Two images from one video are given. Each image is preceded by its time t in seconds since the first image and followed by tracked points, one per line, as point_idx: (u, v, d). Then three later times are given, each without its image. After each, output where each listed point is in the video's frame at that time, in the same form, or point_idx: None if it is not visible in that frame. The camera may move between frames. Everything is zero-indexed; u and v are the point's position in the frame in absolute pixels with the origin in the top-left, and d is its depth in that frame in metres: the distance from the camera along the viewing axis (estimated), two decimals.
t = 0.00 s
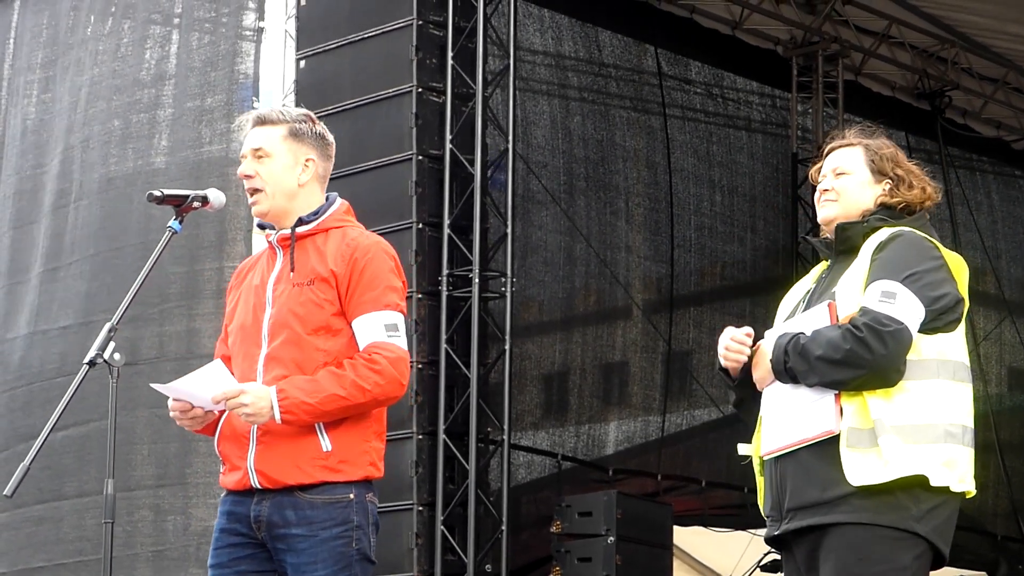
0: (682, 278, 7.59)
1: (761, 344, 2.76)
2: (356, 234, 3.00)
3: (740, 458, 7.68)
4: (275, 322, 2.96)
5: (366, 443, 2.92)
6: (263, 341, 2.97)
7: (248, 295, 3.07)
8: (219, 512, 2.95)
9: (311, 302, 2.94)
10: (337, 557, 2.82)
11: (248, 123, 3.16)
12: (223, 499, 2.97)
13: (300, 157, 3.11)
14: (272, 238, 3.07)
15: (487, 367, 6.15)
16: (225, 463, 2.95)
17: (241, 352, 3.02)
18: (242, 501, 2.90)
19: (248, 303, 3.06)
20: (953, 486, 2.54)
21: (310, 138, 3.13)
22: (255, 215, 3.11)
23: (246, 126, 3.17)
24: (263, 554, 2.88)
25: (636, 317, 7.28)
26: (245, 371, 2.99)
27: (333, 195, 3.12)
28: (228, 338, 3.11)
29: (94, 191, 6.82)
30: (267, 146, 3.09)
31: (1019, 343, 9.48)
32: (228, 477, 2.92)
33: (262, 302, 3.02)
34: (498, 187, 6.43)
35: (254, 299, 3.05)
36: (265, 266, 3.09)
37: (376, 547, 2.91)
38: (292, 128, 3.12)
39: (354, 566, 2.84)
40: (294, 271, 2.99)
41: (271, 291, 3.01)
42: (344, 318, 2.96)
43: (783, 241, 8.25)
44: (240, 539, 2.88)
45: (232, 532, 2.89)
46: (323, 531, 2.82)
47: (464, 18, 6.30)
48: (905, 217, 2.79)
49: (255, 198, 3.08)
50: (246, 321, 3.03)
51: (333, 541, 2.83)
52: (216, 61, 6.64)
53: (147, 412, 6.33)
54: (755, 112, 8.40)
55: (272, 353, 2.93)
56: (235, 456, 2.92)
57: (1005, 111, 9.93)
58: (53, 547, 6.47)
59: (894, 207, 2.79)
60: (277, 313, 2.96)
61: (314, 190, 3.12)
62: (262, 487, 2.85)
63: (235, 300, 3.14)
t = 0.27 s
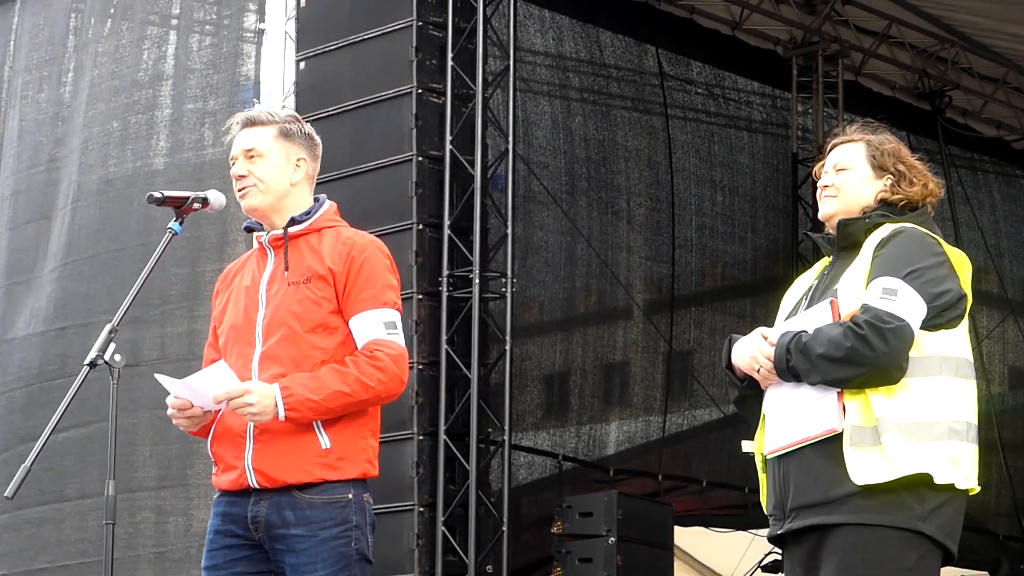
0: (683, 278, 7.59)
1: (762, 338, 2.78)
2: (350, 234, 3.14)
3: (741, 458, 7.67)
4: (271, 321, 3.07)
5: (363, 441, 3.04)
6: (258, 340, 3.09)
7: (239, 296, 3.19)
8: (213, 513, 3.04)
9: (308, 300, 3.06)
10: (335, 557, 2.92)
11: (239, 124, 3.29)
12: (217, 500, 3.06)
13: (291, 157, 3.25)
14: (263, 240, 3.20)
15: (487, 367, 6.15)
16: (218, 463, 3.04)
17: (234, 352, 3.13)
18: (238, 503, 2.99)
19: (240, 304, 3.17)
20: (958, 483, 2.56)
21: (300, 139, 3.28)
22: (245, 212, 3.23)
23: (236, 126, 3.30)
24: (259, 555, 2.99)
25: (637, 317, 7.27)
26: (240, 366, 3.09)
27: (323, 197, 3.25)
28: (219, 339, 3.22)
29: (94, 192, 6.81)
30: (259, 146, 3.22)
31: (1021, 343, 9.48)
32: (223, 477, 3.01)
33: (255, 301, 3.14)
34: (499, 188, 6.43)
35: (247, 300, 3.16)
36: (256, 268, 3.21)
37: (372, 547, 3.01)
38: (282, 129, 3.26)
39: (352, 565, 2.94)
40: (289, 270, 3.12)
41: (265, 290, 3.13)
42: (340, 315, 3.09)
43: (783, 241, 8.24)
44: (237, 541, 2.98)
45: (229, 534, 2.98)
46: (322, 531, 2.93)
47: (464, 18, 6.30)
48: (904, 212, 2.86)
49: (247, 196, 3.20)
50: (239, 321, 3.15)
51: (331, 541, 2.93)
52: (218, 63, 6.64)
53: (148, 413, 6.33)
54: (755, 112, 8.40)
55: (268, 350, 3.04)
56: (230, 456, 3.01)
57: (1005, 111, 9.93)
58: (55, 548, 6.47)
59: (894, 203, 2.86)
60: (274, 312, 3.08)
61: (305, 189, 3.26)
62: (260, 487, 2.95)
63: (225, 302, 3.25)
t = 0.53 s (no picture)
0: (684, 278, 7.59)
1: (771, 330, 2.77)
2: (345, 234, 3.15)
3: (743, 458, 7.68)
4: (267, 319, 3.07)
5: (357, 437, 3.06)
6: (253, 338, 3.08)
7: (230, 295, 3.18)
8: (203, 513, 3.03)
9: (306, 298, 3.07)
10: (330, 553, 2.93)
11: (235, 123, 3.29)
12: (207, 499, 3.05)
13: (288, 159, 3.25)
14: (256, 240, 3.19)
15: (487, 367, 6.14)
16: (211, 460, 3.03)
17: (227, 350, 3.12)
18: (230, 500, 2.99)
19: (233, 302, 3.16)
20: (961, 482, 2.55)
21: (296, 140, 3.29)
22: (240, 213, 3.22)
23: (232, 125, 3.30)
24: (251, 553, 2.98)
25: (638, 317, 7.27)
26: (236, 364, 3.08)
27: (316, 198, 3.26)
28: (209, 337, 3.20)
29: (94, 192, 6.81)
30: (257, 147, 3.22)
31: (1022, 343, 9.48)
32: (214, 475, 3.01)
33: (249, 301, 3.13)
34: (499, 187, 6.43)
35: (239, 299, 3.15)
36: (248, 267, 3.20)
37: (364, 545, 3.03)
38: (280, 130, 3.26)
39: (346, 562, 2.95)
40: (284, 269, 3.12)
41: (260, 290, 3.13)
42: (336, 314, 3.10)
43: (783, 242, 8.25)
44: (228, 539, 2.97)
45: (220, 533, 2.98)
46: (317, 527, 2.94)
47: (464, 18, 6.30)
48: (912, 205, 2.83)
49: (243, 196, 3.20)
50: (231, 320, 3.14)
51: (326, 538, 2.94)
52: (215, 62, 6.64)
53: (148, 413, 6.33)
54: (756, 112, 8.41)
55: (264, 348, 3.04)
56: (223, 453, 3.01)
57: (1006, 111, 9.93)
58: (54, 547, 6.46)
59: (902, 196, 2.83)
60: (270, 310, 3.08)
61: (299, 191, 3.26)
62: (255, 483, 2.94)
63: (215, 300, 3.24)
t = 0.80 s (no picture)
0: (684, 275, 7.58)
1: (775, 315, 2.75)
2: (349, 236, 3.11)
3: (741, 455, 7.68)
4: (269, 315, 3.01)
5: (356, 435, 3.01)
6: (252, 333, 3.01)
7: (226, 290, 3.10)
8: (195, 507, 2.95)
9: (309, 295, 3.01)
10: (332, 545, 2.88)
11: (241, 119, 3.23)
12: (199, 494, 2.97)
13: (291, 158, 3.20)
14: (255, 236, 3.12)
15: (486, 364, 6.14)
16: (207, 453, 2.96)
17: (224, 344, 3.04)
18: (227, 493, 2.91)
19: (230, 296, 3.09)
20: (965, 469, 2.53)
21: (300, 141, 3.24)
22: (240, 209, 3.16)
23: (238, 121, 3.24)
24: (247, 548, 2.91)
25: (637, 314, 7.27)
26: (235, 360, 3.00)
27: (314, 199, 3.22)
28: (202, 331, 3.12)
29: (88, 187, 6.78)
30: (263, 145, 3.16)
31: (1020, 340, 9.50)
32: (212, 468, 2.93)
33: (248, 295, 3.06)
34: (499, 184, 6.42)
35: (237, 293, 3.08)
36: (246, 261, 3.12)
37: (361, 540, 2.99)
38: (285, 130, 3.21)
39: (346, 555, 2.91)
40: (287, 266, 3.06)
41: (260, 285, 3.06)
42: (337, 314, 3.05)
43: (782, 239, 8.25)
44: (224, 533, 2.90)
45: (216, 527, 2.90)
46: (319, 519, 2.88)
47: (463, 15, 6.29)
48: (922, 191, 2.78)
49: (246, 193, 3.13)
50: (229, 313, 3.06)
51: (328, 530, 2.89)
52: (210, 56, 6.64)
53: (144, 409, 6.31)
54: (756, 109, 8.41)
55: (266, 343, 2.97)
56: (222, 446, 2.94)
57: (1004, 109, 9.95)
58: (50, 543, 6.44)
59: (912, 181, 2.78)
60: (272, 304, 3.01)
61: (300, 191, 3.21)
62: (255, 475, 2.87)
63: (208, 294, 3.16)
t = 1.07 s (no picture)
0: (683, 271, 7.57)
1: (778, 305, 2.65)
2: (355, 236, 3.05)
3: (740, 451, 7.69)
4: (279, 314, 2.94)
5: (364, 433, 2.93)
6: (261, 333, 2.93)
7: (230, 289, 3.01)
8: (202, 503, 2.86)
9: (320, 294, 2.95)
10: (342, 544, 2.81)
11: (245, 131, 3.02)
12: (204, 491, 2.88)
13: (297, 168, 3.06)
14: (262, 236, 3.03)
15: (484, 360, 6.13)
16: (215, 451, 2.87)
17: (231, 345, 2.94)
18: (235, 490, 2.83)
19: (237, 296, 3.00)
20: (972, 460, 2.44)
21: (301, 147, 3.08)
22: (256, 230, 3.03)
23: (240, 133, 3.02)
24: (254, 546, 2.83)
25: (635, 309, 7.26)
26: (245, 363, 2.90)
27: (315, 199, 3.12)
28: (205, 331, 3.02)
29: (83, 184, 6.75)
30: (273, 164, 3.00)
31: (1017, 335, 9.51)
32: (221, 465, 2.85)
33: (255, 296, 2.98)
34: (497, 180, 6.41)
35: (244, 293, 2.99)
36: (250, 261, 3.03)
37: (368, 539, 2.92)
38: (288, 141, 3.04)
39: (355, 554, 2.84)
40: (295, 266, 2.98)
41: (268, 285, 2.98)
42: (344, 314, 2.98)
43: (780, 234, 8.25)
44: (231, 530, 2.82)
45: (223, 523, 2.82)
46: (330, 517, 2.81)
47: (461, 11, 6.29)
48: (930, 177, 2.63)
49: (263, 216, 3.00)
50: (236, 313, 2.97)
51: (338, 528, 2.82)
52: (204, 52, 6.62)
53: (140, 406, 6.29)
54: (754, 105, 8.42)
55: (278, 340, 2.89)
56: (231, 444, 2.85)
57: (1003, 103, 9.94)
58: (46, 540, 6.43)
59: (919, 168, 2.63)
60: (282, 303, 2.94)
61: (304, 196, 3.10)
62: (267, 474, 2.80)
63: (209, 292, 3.05)
